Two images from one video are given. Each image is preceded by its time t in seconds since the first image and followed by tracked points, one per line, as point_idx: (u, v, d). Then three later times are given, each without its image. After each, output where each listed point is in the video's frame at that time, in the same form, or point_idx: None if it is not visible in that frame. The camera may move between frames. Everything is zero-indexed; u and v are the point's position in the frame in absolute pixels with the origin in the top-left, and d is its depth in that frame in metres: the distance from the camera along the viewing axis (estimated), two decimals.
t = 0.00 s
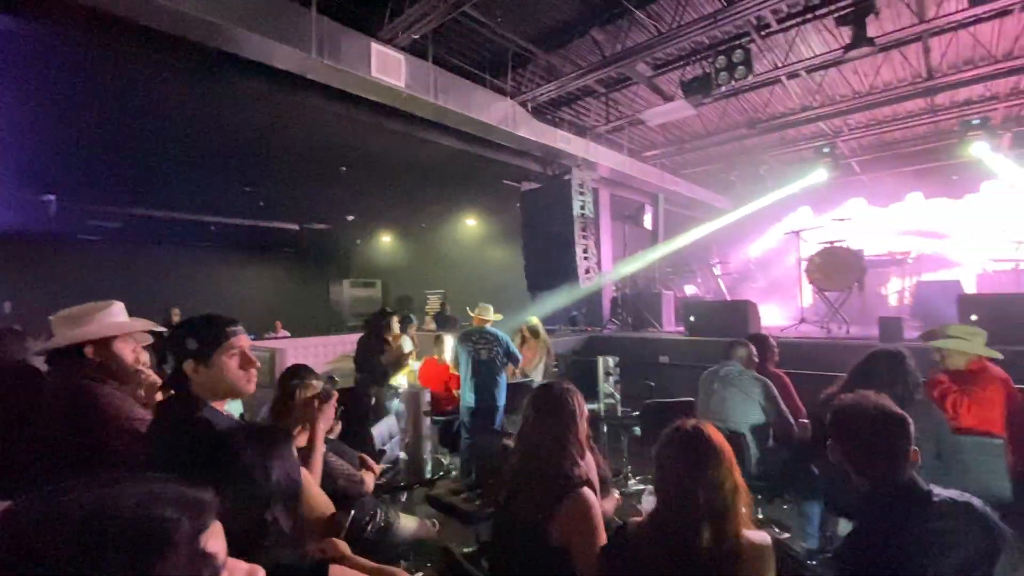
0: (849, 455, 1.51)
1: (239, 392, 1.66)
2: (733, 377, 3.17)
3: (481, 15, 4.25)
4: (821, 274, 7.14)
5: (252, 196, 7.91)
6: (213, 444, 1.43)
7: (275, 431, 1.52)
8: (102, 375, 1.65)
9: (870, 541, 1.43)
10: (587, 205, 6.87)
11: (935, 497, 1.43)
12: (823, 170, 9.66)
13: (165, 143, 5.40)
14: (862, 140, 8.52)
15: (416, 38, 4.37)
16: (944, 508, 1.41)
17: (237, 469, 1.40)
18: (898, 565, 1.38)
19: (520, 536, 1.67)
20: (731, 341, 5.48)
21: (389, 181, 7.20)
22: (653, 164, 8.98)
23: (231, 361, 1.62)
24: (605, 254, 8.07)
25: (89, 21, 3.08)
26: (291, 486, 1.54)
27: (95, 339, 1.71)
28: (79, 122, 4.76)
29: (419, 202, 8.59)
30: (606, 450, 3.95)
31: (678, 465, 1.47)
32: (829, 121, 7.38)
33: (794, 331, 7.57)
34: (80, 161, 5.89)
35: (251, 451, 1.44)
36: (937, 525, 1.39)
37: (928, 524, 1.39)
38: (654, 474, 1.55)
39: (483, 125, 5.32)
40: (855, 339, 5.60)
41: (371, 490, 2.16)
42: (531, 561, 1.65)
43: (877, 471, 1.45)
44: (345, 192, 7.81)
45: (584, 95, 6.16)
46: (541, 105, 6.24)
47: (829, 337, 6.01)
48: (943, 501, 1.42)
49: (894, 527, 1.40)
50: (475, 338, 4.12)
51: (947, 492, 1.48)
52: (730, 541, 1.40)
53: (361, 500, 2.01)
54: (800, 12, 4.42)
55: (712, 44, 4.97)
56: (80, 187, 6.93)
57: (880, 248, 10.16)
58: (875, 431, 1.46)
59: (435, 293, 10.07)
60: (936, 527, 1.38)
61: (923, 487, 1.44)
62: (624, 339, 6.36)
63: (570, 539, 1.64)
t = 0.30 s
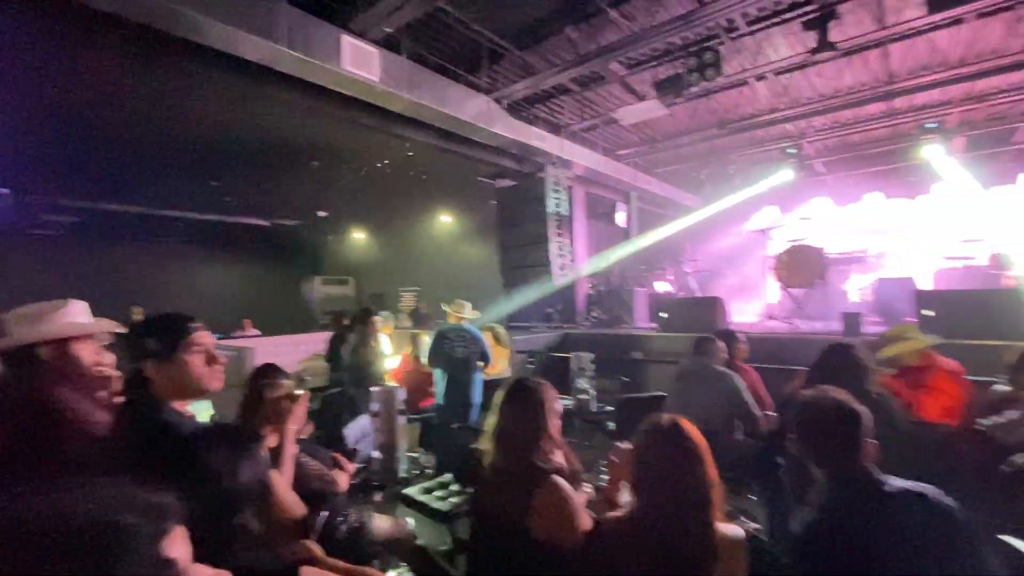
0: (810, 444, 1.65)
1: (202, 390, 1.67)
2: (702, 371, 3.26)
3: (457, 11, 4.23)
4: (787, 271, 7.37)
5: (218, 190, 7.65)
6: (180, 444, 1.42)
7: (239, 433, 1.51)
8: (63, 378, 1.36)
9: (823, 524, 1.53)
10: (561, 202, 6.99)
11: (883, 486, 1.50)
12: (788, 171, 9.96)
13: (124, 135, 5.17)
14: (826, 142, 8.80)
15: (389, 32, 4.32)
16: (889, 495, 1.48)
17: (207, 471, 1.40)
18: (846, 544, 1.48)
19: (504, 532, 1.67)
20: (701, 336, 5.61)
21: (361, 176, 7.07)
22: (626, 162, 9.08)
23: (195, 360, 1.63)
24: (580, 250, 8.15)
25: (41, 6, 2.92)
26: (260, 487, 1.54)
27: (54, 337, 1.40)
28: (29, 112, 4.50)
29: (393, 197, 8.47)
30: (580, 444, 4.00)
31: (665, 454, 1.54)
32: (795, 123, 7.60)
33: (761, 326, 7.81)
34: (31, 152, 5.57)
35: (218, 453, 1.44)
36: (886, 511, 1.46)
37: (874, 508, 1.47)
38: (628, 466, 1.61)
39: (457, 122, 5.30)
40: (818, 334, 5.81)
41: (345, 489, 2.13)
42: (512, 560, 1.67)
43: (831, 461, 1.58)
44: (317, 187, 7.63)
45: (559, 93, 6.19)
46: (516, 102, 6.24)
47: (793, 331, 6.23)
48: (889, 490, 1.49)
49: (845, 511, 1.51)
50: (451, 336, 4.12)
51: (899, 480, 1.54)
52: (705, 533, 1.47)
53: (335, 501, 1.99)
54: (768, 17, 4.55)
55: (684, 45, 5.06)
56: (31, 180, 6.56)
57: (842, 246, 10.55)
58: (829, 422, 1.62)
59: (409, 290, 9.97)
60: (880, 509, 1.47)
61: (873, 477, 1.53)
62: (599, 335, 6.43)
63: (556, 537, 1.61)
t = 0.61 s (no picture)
0: (785, 441, 1.55)
1: (177, 392, 1.56)
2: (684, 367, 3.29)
3: (439, 5, 4.18)
4: (764, 269, 7.51)
5: (195, 186, 7.50)
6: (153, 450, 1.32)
7: (219, 434, 1.46)
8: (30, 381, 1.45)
9: (805, 528, 1.43)
10: (544, 200, 6.88)
11: (863, 484, 1.42)
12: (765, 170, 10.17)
13: (96, 129, 5.02)
14: (802, 143, 9.00)
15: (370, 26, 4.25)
16: (873, 495, 1.40)
17: (183, 477, 1.32)
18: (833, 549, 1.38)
19: (470, 523, 1.69)
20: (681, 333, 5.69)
21: (343, 172, 7.00)
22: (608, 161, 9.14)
23: (168, 357, 1.53)
24: (562, 247, 8.19)
25: None
26: (239, 490, 1.47)
27: (27, 340, 1.50)
28: None
29: (375, 195, 8.42)
30: (563, 441, 4.02)
31: (660, 452, 1.42)
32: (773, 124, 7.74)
33: (739, 323, 7.95)
34: None
35: (193, 456, 1.36)
36: (872, 510, 1.38)
37: (858, 509, 1.39)
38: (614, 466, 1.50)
39: (440, 118, 5.24)
40: (794, 330, 5.93)
41: (325, 490, 2.11)
42: (502, 555, 1.65)
43: (809, 459, 1.49)
44: (297, 183, 7.54)
45: (542, 91, 6.19)
46: (499, 99, 6.22)
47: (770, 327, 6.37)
48: (869, 487, 1.41)
49: (828, 512, 1.41)
50: (434, 334, 4.10)
51: (875, 475, 1.46)
52: (698, 535, 1.37)
53: (314, 501, 1.95)
54: (748, 17, 4.60)
55: (666, 45, 5.10)
56: None
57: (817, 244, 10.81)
58: (807, 418, 1.51)
59: (392, 287, 9.92)
60: (866, 509, 1.38)
61: (852, 475, 1.44)
62: (581, 332, 6.48)
63: (531, 527, 1.65)
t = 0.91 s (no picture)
0: (772, 434, 1.53)
1: (153, 392, 1.54)
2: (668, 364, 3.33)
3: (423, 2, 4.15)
4: (745, 268, 7.63)
5: (172, 182, 7.34)
6: (131, 451, 1.29)
7: (202, 435, 1.45)
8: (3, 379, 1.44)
9: (793, 523, 1.40)
10: (530, 199, 6.87)
11: (852, 479, 1.41)
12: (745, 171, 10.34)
13: (69, 122, 4.87)
14: (782, 144, 9.17)
15: (354, 21, 4.20)
16: (860, 489, 1.38)
17: (166, 478, 1.30)
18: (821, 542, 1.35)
19: (454, 524, 1.68)
20: (664, 332, 5.76)
21: (325, 169, 6.92)
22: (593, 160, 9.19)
23: (142, 357, 1.50)
24: (547, 246, 8.22)
25: None
26: (221, 490, 1.45)
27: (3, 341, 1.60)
28: None
29: (358, 193, 8.34)
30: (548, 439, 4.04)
31: (643, 448, 1.44)
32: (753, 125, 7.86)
33: (721, 322, 8.08)
34: None
35: (175, 457, 1.34)
36: (857, 505, 1.36)
37: (845, 504, 1.36)
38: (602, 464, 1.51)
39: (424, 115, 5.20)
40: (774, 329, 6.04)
41: (307, 491, 2.08)
42: (488, 554, 1.63)
43: (797, 453, 1.46)
44: (278, 180, 7.43)
45: (527, 90, 6.19)
46: (484, 97, 6.20)
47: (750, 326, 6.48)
48: (858, 482, 1.40)
49: (815, 507, 1.38)
50: (421, 332, 4.09)
51: (863, 471, 1.45)
52: (684, 530, 1.36)
53: (297, 503, 1.91)
54: (730, 20, 4.66)
55: (650, 45, 5.14)
56: None
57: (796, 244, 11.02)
58: (795, 414, 1.49)
59: (375, 286, 9.85)
60: (854, 503, 1.37)
61: (840, 469, 1.43)
62: (566, 331, 6.51)
63: (511, 520, 1.69)
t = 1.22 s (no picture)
0: (758, 427, 1.55)
1: (133, 394, 1.50)
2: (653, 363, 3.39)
3: None
4: (729, 267, 7.73)
5: (153, 179, 7.21)
6: (110, 453, 1.27)
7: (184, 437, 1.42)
8: None
9: (786, 516, 1.40)
10: (517, 198, 6.87)
11: (843, 469, 1.40)
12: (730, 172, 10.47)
13: (48, 117, 4.77)
14: (765, 146, 9.31)
15: (340, 17, 4.16)
16: (851, 479, 1.38)
17: (148, 480, 1.28)
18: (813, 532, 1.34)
19: (440, 522, 1.68)
20: (650, 331, 5.80)
21: (310, 167, 6.85)
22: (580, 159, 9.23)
23: (120, 357, 1.45)
24: (534, 245, 8.24)
25: None
26: (204, 492, 1.43)
27: None
28: None
29: (344, 190, 8.27)
30: (535, 437, 4.05)
31: (630, 447, 1.45)
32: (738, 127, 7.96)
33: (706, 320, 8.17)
34: None
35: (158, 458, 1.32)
36: (842, 496, 1.36)
37: (836, 496, 1.36)
38: (590, 461, 1.52)
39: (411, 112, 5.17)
40: (757, 327, 6.12)
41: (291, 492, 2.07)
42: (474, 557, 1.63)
43: (779, 442, 1.48)
44: (262, 177, 7.33)
45: (515, 88, 6.19)
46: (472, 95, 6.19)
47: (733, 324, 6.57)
48: (850, 472, 1.39)
49: (805, 499, 1.38)
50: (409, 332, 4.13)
51: (853, 460, 1.45)
52: (669, 529, 1.37)
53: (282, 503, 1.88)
54: (716, 21, 4.71)
55: (637, 46, 5.17)
56: None
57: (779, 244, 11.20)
58: (781, 408, 1.50)
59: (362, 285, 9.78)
60: (839, 491, 1.37)
61: (831, 458, 1.43)
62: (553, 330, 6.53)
63: (506, 526, 1.63)
